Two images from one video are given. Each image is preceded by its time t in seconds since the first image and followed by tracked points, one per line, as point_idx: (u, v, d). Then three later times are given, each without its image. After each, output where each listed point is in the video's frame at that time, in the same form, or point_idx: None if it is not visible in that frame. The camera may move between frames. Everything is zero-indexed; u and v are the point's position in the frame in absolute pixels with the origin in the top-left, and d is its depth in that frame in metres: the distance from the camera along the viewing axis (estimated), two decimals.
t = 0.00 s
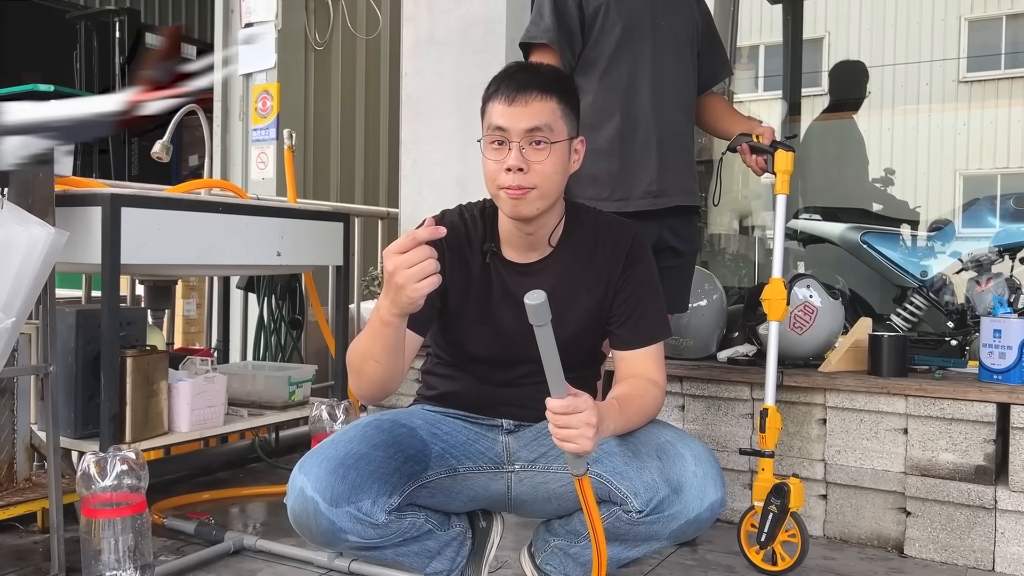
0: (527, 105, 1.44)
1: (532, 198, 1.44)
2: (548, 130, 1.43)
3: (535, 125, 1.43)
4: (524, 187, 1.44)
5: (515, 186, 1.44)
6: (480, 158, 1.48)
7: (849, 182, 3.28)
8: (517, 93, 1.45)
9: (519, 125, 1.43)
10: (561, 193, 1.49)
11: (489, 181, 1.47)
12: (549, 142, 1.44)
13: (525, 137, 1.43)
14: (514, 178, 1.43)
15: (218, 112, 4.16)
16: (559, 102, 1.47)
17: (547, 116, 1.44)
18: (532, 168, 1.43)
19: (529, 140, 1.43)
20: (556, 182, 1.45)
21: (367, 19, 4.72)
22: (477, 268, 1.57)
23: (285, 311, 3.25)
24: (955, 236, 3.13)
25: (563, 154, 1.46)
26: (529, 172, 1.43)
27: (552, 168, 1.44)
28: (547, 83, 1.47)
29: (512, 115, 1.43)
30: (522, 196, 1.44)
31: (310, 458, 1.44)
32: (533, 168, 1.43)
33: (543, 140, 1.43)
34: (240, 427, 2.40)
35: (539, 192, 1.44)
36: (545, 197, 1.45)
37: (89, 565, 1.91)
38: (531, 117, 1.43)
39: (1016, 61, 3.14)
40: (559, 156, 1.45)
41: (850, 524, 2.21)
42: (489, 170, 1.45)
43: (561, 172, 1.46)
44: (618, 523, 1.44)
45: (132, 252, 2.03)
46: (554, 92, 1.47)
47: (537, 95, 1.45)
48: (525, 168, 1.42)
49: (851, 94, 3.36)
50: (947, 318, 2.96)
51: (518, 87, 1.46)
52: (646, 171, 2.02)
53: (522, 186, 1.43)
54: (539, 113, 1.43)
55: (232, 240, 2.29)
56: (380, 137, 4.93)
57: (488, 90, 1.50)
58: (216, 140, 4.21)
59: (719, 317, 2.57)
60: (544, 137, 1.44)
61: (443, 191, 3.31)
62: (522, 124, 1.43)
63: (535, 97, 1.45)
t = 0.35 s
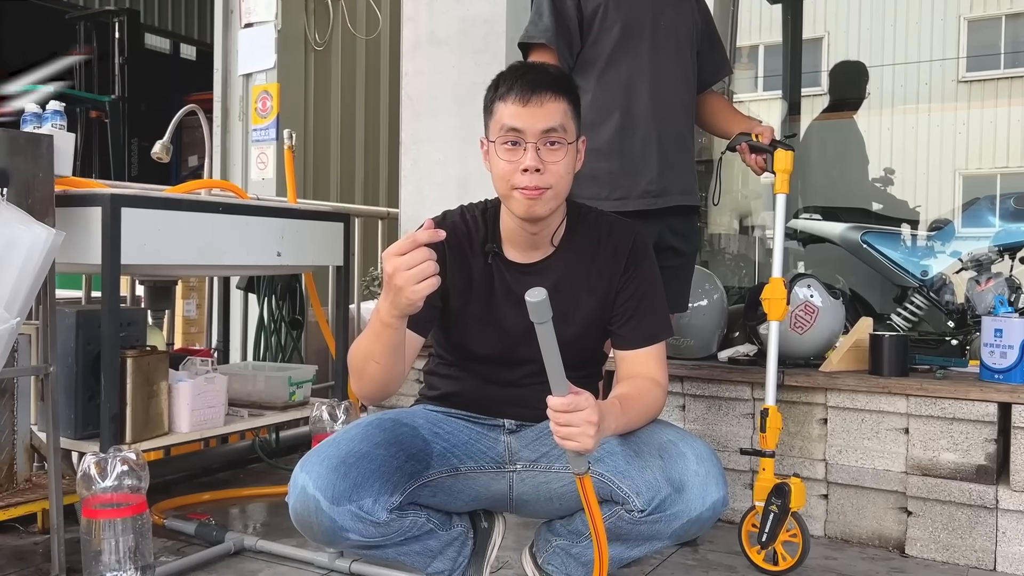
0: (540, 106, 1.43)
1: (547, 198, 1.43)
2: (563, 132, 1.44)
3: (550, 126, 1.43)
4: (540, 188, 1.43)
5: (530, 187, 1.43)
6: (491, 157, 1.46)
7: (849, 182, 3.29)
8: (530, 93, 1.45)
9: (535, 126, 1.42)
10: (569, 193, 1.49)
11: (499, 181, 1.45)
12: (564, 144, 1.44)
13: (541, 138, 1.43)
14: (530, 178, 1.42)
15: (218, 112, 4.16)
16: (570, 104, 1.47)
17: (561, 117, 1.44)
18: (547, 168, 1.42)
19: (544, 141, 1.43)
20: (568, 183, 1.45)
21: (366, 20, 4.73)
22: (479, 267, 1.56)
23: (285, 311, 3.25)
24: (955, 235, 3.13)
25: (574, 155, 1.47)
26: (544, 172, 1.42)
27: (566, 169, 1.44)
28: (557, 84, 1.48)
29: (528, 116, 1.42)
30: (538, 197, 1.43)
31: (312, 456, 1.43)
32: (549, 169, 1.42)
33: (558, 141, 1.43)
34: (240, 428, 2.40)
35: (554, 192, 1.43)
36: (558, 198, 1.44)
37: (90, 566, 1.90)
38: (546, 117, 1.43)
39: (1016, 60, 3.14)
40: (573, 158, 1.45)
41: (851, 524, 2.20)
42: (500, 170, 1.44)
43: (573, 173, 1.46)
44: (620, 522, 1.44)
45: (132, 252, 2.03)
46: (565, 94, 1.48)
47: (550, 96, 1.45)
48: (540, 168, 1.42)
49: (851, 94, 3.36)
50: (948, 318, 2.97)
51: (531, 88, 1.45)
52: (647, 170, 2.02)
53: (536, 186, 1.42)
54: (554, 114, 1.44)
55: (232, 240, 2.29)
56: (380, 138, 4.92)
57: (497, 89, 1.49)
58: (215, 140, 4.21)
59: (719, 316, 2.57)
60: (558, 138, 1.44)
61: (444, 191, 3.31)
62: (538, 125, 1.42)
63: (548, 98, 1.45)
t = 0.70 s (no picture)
0: (548, 102, 1.44)
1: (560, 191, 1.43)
2: (570, 126, 1.44)
3: (558, 121, 1.43)
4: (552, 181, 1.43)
5: (543, 180, 1.42)
6: (498, 152, 1.45)
7: (846, 184, 3.29)
8: (538, 89, 1.45)
9: (545, 120, 1.43)
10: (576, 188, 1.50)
11: (509, 175, 1.44)
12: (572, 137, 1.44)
13: (551, 132, 1.43)
14: (543, 171, 1.41)
15: (215, 115, 4.17)
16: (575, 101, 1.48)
17: (567, 113, 1.45)
18: (560, 160, 1.42)
19: (554, 135, 1.43)
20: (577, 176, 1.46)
21: (363, 23, 4.74)
22: (477, 265, 1.56)
23: (282, 314, 3.24)
24: (952, 237, 3.14)
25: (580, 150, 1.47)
26: (556, 164, 1.42)
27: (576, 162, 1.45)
28: (562, 81, 1.48)
29: (537, 111, 1.43)
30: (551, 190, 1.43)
31: (310, 454, 1.43)
32: (561, 161, 1.42)
33: (568, 135, 1.44)
34: (236, 431, 2.39)
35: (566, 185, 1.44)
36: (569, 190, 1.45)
37: (85, 569, 1.89)
38: (555, 112, 1.43)
39: (1013, 63, 3.13)
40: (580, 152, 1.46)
41: (848, 526, 2.20)
42: (511, 164, 1.43)
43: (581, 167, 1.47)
44: (618, 525, 1.44)
45: (128, 255, 2.02)
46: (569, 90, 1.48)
47: (557, 93, 1.46)
48: (552, 161, 1.41)
49: (847, 96, 3.37)
50: (945, 319, 2.97)
51: (538, 84, 1.46)
52: (644, 172, 2.02)
53: (548, 179, 1.42)
54: (561, 110, 1.44)
55: (229, 243, 2.29)
56: (378, 141, 4.92)
57: (502, 86, 1.48)
58: (212, 143, 4.22)
59: (717, 318, 2.57)
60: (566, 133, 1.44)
61: (441, 194, 3.31)
62: (548, 119, 1.43)
63: (555, 94, 1.45)
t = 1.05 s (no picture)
0: (524, 161, 1.38)
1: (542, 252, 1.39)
2: (551, 184, 1.38)
3: (538, 180, 1.37)
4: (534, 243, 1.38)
5: (522, 244, 1.38)
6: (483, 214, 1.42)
7: (828, 196, 3.29)
8: (514, 147, 1.40)
9: (522, 182, 1.37)
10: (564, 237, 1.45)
11: (495, 238, 1.41)
12: (553, 197, 1.38)
13: (529, 194, 1.37)
14: (522, 236, 1.37)
15: (196, 129, 4.15)
16: (556, 149, 1.42)
17: (548, 168, 1.39)
18: (540, 223, 1.37)
19: (533, 197, 1.37)
20: (562, 231, 1.41)
21: (345, 38, 4.76)
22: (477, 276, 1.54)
23: (264, 328, 3.22)
24: (932, 247, 3.16)
25: (564, 203, 1.42)
26: (537, 228, 1.37)
27: (558, 219, 1.39)
28: (542, 130, 1.42)
29: (514, 172, 1.37)
30: (532, 252, 1.39)
31: (276, 480, 1.41)
32: (541, 224, 1.37)
33: (547, 195, 1.38)
34: (218, 447, 2.37)
35: (548, 245, 1.39)
36: (553, 248, 1.40)
37: None
38: (532, 172, 1.37)
39: (989, 75, 3.14)
40: (563, 206, 1.40)
41: (834, 536, 2.20)
42: (494, 228, 1.40)
43: (566, 220, 1.41)
44: (597, 524, 1.44)
45: (107, 271, 2.00)
46: (550, 140, 1.42)
47: (535, 147, 1.40)
48: (533, 225, 1.37)
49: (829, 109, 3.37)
50: (926, 329, 3.06)
51: (514, 141, 1.40)
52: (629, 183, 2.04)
53: (530, 243, 1.37)
54: (541, 166, 1.38)
55: (211, 257, 2.27)
56: (360, 155, 4.93)
57: (481, 139, 1.44)
58: (193, 157, 4.20)
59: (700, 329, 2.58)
60: (547, 191, 1.38)
61: (425, 208, 3.31)
62: (526, 181, 1.37)
63: (532, 150, 1.40)
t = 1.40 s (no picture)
0: (520, 160, 1.38)
1: (539, 250, 1.39)
2: (546, 183, 1.38)
3: (534, 179, 1.37)
4: (530, 242, 1.39)
5: (518, 242, 1.38)
6: (479, 212, 1.43)
7: (828, 194, 3.29)
8: (509, 145, 1.39)
9: (517, 181, 1.37)
10: (561, 234, 1.45)
11: (491, 235, 1.42)
12: (548, 195, 1.38)
13: (524, 193, 1.37)
14: (517, 235, 1.37)
15: (194, 129, 4.15)
16: (553, 147, 1.42)
17: (544, 167, 1.38)
18: (535, 221, 1.38)
19: (528, 195, 1.37)
20: (558, 229, 1.41)
21: (344, 38, 4.77)
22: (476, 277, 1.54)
23: (263, 329, 3.22)
24: (931, 246, 3.16)
25: (560, 201, 1.42)
26: (532, 226, 1.37)
27: (554, 217, 1.39)
28: (538, 128, 1.42)
29: (509, 171, 1.37)
30: (528, 250, 1.39)
31: (286, 475, 1.40)
32: (536, 222, 1.37)
33: (542, 193, 1.38)
34: (217, 447, 2.37)
35: (544, 243, 1.39)
36: (549, 246, 1.40)
37: None
38: (527, 171, 1.37)
39: (987, 74, 3.14)
40: (559, 204, 1.41)
41: (833, 535, 2.20)
42: (489, 226, 1.40)
43: (562, 218, 1.41)
44: (600, 525, 1.44)
45: (106, 271, 2.00)
46: (547, 137, 1.42)
47: (530, 146, 1.39)
48: (528, 223, 1.37)
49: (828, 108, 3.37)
50: (925, 327, 3.05)
51: (510, 140, 1.40)
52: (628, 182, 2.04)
53: (525, 241, 1.38)
54: (537, 166, 1.38)
55: (210, 257, 2.27)
56: (359, 155, 4.93)
57: (478, 137, 1.44)
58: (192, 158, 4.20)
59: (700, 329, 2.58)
60: (543, 189, 1.38)
61: (424, 208, 3.31)
62: (521, 180, 1.37)
63: (528, 149, 1.39)
